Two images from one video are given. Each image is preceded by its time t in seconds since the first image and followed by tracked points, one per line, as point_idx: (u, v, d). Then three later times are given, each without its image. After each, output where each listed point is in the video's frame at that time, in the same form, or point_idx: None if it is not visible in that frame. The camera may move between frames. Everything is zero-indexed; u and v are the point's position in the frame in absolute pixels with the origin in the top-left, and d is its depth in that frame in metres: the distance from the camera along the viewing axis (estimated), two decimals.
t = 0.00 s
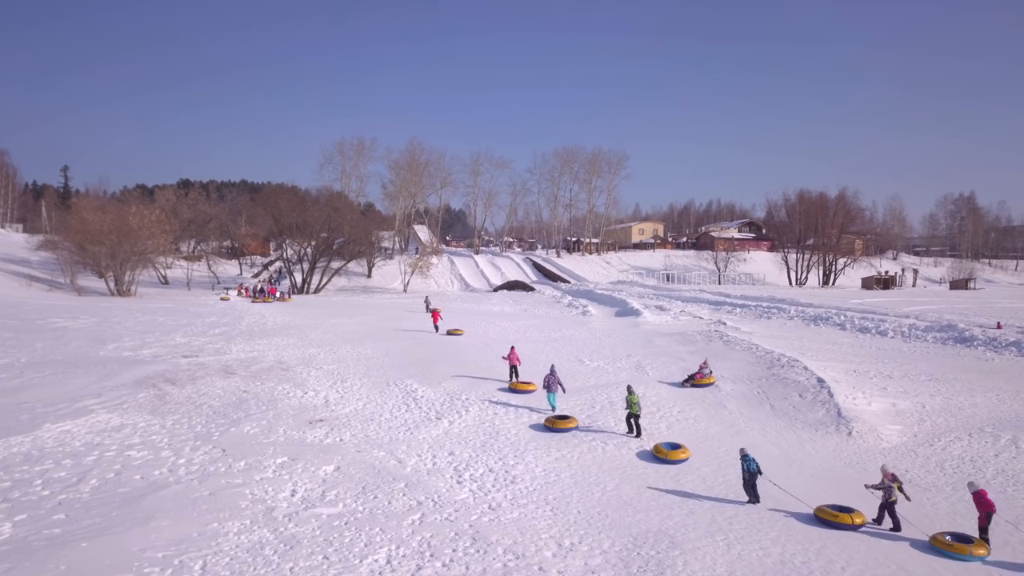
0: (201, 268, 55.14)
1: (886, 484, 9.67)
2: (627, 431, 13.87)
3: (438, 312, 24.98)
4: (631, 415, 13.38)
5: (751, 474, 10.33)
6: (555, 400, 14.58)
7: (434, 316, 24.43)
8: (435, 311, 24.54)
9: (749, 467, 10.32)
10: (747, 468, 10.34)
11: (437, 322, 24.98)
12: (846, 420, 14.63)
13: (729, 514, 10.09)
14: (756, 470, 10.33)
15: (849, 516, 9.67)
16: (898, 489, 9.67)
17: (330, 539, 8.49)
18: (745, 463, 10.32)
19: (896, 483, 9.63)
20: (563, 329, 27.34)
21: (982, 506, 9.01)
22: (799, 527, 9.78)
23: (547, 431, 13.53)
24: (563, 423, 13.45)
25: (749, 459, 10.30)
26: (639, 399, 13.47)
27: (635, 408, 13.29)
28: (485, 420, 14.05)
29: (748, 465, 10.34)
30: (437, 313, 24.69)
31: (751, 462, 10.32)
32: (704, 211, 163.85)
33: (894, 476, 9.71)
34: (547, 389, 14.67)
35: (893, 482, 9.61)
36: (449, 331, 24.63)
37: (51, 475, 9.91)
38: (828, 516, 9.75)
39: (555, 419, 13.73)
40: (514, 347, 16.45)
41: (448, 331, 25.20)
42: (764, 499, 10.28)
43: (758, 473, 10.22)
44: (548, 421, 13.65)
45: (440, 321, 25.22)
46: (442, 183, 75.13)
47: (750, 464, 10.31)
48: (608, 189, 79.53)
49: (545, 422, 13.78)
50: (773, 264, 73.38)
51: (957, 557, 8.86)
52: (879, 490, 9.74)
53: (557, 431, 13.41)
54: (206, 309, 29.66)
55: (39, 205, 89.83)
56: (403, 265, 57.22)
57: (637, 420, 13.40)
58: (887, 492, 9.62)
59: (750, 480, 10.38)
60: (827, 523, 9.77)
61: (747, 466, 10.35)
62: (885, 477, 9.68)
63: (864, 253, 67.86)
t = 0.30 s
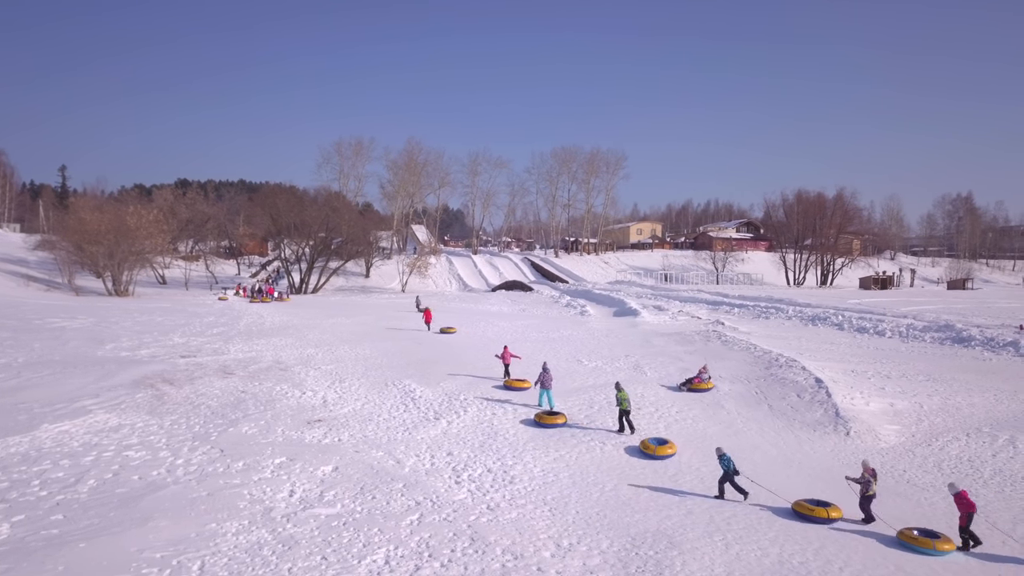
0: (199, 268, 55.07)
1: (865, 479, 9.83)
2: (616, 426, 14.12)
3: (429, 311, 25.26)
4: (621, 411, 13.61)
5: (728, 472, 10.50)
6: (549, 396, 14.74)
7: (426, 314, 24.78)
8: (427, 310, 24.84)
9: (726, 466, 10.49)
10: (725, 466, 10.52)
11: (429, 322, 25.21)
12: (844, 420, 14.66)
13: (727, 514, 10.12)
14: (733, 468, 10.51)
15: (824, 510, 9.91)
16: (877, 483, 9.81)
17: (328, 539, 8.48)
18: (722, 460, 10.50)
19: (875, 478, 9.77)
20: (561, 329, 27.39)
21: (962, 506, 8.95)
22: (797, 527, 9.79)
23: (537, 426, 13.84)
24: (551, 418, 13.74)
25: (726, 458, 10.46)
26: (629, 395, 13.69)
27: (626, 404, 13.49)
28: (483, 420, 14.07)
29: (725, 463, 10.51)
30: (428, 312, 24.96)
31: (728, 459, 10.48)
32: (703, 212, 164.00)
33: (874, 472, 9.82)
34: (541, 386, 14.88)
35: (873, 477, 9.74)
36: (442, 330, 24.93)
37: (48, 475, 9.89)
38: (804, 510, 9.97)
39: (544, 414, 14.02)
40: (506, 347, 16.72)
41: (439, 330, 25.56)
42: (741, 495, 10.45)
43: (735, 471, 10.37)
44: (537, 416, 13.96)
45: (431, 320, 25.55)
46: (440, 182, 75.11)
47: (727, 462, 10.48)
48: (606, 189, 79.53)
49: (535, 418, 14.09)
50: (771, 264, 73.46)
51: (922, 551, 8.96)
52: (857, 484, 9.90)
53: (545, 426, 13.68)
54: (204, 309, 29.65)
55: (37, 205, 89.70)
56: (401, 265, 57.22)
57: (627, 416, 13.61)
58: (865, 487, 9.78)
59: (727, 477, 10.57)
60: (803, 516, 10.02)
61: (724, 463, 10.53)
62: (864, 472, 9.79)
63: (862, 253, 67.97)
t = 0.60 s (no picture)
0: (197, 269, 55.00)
1: (843, 475, 9.98)
2: (607, 423, 14.35)
3: (421, 310, 25.74)
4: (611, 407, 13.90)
5: (707, 469, 10.58)
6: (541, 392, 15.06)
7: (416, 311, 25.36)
8: (418, 308, 25.34)
9: (705, 462, 10.54)
10: (705, 462, 10.58)
11: (420, 320, 25.81)
12: (840, 420, 14.70)
13: (724, 514, 10.16)
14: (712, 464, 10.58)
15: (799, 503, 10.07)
16: (856, 479, 9.95)
17: (327, 539, 8.50)
18: (703, 457, 10.57)
19: (854, 474, 9.91)
20: (559, 329, 27.45)
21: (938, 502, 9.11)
22: (794, 526, 9.81)
23: (528, 421, 14.22)
24: (541, 414, 14.08)
25: (706, 454, 10.54)
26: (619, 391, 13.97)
27: (616, 400, 13.76)
28: (482, 420, 14.09)
29: (705, 459, 10.58)
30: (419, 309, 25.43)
31: (708, 455, 10.56)
32: (700, 212, 164.18)
33: (851, 468, 9.99)
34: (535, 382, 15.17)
35: (851, 473, 9.89)
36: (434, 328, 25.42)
37: (48, 476, 9.90)
38: (779, 503, 10.17)
39: (536, 410, 14.36)
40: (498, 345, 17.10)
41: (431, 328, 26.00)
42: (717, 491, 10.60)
43: (714, 468, 10.48)
44: (528, 412, 14.33)
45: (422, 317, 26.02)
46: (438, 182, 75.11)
47: (706, 458, 10.54)
48: (603, 189, 79.57)
49: (527, 413, 14.45)
50: (768, 264, 73.58)
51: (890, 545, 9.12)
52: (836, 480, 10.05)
53: (535, 422, 14.03)
54: (203, 309, 29.61)
55: (35, 205, 89.52)
56: (399, 265, 57.24)
57: (617, 413, 13.85)
58: (843, 483, 9.93)
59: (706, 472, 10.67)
60: (778, 510, 10.21)
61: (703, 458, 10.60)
62: (842, 468, 9.94)
63: (858, 253, 68.10)
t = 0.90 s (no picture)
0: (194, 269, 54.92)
1: (825, 472, 10.17)
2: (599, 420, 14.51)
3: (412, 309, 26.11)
4: (603, 404, 14.07)
5: (687, 463, 10.75)
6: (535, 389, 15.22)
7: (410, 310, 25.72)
8: (411, 307, 25.63)
9: (685, 456, 10.74)
10: (684, 456, 10.77)
11: (413, 317, 26.01)
12: (839, 420, 14.70)
13: (723, 514, 10.17)
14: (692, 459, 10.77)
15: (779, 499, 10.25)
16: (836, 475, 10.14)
17: (326, 539, 8.49)
18: (683, 450, 10.77)
19: (834, 470, 10.11)
20: (557, 329, 27.46)
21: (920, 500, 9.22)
22: (794, 527, 9.80)
23: (521, 417, 14.46)
24: (535, 411, 14.31)
25: (685, 448, 10.73)
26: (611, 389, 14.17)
27: (608, 398, 13.98)
28: (480, 420, 14.08)
29: (685, 453, 10.78)
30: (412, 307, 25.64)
31: (688, 450, 10.76)
32: (699, 211, 164.23)
33: (832, 465, 10.18)
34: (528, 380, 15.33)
35: (831, 469, 10.10)
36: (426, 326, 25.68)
37: (45, 476, 9.89)
38: (759, 499, 10.35)
39: (530, 406, 14.60)
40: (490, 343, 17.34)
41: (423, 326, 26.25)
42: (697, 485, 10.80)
43: (694, 462, 10.65)
44: (522, 408, 14.55)
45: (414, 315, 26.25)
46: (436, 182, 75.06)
47: (686, 452, 10.73)
48: (602, 189, 79.57)
49: (521, 409, 14.67)
50: (766, 264, 73.61)
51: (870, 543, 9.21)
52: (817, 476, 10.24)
53: (528, 418, 14.28)
54: (201, 309, 29.56)
55: (33, 205, 89.39)
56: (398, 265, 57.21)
57: (609, 410, 14.03)
58: (824, 479, 10.11)
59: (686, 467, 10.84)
60: (760, 506, 10.36)
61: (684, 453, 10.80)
62: (823, 464, 10.15)
63: (857, 253, 68.14)
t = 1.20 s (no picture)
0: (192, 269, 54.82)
1: (807, 468, 10.19)
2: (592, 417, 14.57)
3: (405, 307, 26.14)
4: (595, 401, 14.18)
5: (668, 462, 10.81)
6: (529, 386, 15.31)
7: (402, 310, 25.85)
8: (403, 307, 25.72)
9: (666, 456, 10.79)
10: (665, 456, 10.82)
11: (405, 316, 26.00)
12: (838, 420, 14.69)
13: (720, 513, 10.17)
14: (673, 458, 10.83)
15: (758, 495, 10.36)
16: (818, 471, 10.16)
17: (324, 539, 8.47)
18: (664, 450, 10.80)
19: (816, 467, 10.13)
20: (555, 329, 27.47)
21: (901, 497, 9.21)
22: (793, 528, 9.78)
23: (517, 413, 14.60)
24: (530, 407, 14.42)
25: (667, 448, 10.76)
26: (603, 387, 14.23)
27: (599, 395, 14.05)
28: (478, 420, 14.06)
29: (666, 452, 10.81)
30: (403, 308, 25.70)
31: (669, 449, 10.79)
32: (697, 211, 164.20)
33: (814, 461, 10.19)
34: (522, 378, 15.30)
35: (813, 466, 10.11)
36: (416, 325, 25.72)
37: (42, 476, 9.86)
38: (740, 495, 10.47)
39: (525, 403, 14.71)
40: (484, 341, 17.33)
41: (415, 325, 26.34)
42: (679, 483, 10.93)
43: (674, 462, 10.71)
44: (517, 405, 14.69)
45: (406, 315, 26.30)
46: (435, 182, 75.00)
47: (668, 452, 10.77)
48: (601, 189, 79.55)
49: (516, 406, 14.80)
50: (765, 264, 73.62)
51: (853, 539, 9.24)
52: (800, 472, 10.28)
53: (524, 415, 14.39)
54: (199, 309, 29.49)
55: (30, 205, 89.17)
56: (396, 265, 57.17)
57: (602, 406, 14.16)
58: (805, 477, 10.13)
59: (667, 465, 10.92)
60: (739, 502, 10.49)
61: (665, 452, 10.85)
62: (805, 462, 10.14)
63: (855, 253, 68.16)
